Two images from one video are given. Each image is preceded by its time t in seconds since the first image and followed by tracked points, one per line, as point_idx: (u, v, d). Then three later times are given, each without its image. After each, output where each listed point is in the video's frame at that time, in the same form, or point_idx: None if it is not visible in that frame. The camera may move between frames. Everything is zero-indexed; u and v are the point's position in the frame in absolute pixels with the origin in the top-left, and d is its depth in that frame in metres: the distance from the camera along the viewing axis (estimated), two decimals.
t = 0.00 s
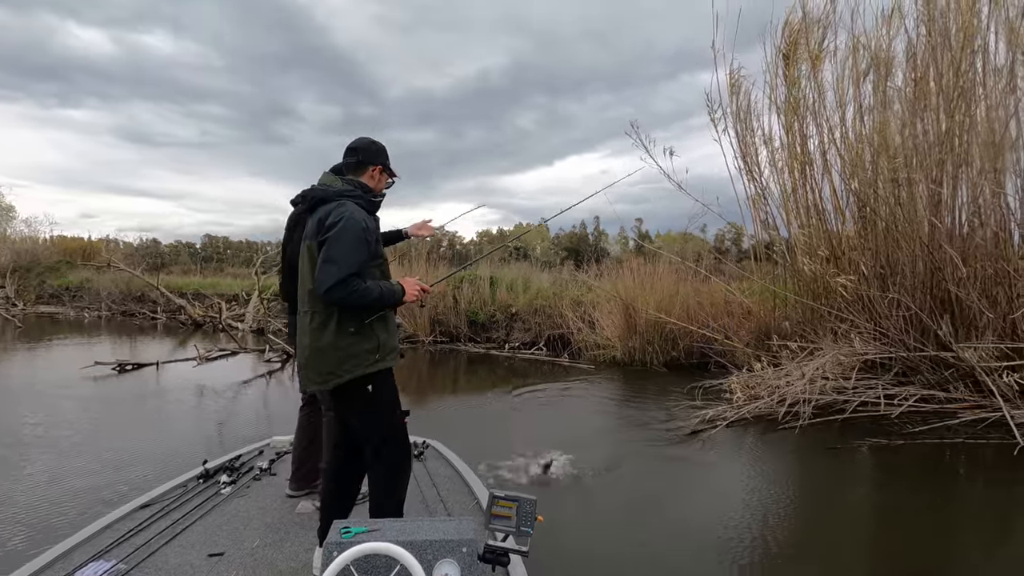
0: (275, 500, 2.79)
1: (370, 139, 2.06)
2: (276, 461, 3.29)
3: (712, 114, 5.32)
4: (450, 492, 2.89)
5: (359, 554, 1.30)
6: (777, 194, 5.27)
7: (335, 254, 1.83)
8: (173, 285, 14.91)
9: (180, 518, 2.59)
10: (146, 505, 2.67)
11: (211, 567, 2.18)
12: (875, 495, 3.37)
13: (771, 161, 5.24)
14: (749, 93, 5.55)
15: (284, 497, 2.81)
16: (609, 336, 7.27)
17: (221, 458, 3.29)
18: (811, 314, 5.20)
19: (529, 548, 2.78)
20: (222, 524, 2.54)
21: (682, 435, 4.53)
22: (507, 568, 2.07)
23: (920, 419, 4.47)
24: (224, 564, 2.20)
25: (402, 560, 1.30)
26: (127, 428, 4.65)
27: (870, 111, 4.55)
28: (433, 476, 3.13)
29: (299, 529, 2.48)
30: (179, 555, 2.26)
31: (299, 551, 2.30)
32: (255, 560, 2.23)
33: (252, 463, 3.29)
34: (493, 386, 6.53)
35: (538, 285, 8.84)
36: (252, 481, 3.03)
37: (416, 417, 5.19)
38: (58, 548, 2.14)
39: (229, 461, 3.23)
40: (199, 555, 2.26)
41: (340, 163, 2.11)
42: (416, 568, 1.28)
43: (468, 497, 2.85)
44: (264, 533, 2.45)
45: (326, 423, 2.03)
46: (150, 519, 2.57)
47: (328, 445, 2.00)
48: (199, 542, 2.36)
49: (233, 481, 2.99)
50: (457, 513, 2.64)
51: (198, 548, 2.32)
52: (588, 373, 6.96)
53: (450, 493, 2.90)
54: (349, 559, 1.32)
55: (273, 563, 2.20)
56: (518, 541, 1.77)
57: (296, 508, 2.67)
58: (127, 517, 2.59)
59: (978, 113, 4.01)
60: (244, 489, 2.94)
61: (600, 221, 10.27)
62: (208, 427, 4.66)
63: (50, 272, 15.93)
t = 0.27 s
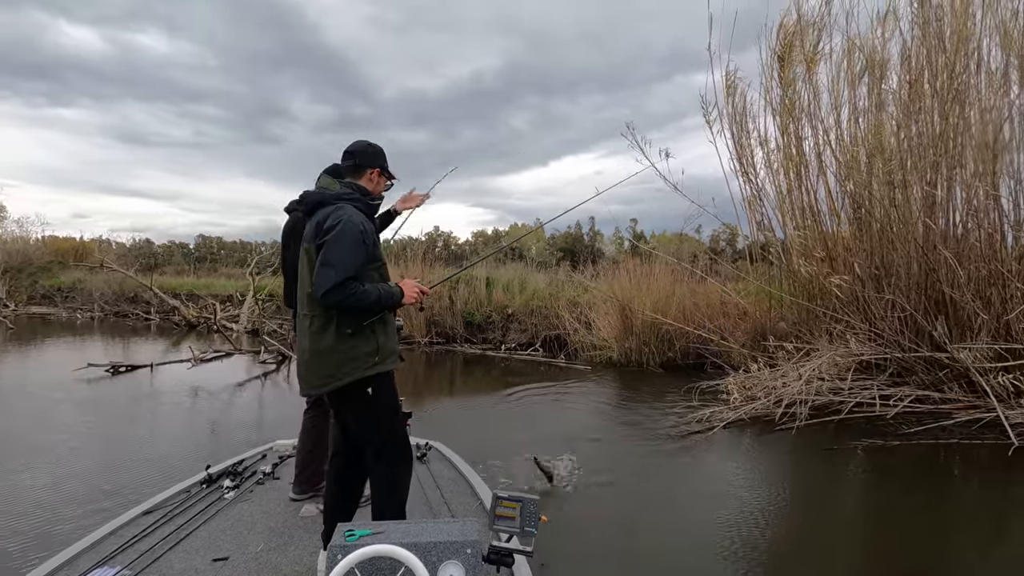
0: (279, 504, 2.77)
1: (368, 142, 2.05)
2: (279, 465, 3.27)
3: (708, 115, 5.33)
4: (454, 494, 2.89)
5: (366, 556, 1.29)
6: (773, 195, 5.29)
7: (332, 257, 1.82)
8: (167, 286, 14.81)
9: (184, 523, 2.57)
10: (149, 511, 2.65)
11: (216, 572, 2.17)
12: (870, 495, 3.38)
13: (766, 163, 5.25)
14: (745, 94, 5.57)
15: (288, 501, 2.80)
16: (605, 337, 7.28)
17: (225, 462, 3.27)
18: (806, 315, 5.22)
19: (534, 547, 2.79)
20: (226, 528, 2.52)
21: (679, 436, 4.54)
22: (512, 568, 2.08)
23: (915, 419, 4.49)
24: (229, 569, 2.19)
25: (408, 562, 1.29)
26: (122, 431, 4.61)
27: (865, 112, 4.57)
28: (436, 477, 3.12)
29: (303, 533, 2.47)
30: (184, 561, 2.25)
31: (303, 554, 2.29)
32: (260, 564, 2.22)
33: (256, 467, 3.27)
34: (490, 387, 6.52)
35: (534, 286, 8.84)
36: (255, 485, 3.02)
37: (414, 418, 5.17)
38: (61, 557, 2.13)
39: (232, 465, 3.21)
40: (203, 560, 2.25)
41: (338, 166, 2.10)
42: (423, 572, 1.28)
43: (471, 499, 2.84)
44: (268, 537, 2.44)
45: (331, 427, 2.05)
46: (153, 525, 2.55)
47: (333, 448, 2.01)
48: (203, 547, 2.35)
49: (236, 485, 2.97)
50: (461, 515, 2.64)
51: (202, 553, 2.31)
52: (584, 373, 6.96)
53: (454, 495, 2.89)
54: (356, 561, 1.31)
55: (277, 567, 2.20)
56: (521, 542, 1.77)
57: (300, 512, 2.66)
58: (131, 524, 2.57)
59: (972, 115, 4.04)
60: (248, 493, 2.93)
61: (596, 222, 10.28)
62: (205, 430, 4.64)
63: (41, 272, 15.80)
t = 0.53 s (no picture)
0: (278, 502, 2.76)
1: (361, 139, 2.03)
2: (277, 464, 3.26)
3: (701, 115, 5.34)
4: (452, 493, 2.88)
5: (363, 556, 1.28)
6: (766, 194, 5.31)
7: (323, 256, 1.80)
8: (158, 285, 14.71)
9: (182, 522, 2.56)
10: (147, 509, 2.64)
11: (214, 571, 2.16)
12: (863, 493, 3.39)
13: (759, 162, 5.26)
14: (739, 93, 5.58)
15: (287, 500, 2.78)
16: (599, 335, 7.28)
17: (223, 461, 3.25)
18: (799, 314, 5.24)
19: (532, 546, 2.79)
20: (225, 527, 2.51)
21: (674, 434, 4.54)
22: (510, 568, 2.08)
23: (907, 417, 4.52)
24: (226, 567, 2.18)
25: (405, 562, 1.28)
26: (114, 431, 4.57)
27: (858, 112, 4.59)
28: (435, 477, 3.11)
29: (302, 532, 2.45)
30: (182, 559, 2.24)
31: (301, 553, 2.28)
32: (257, 563, 2.21)
33: (254, 466, 3.25)
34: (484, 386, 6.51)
35: (528, 285, 8.85)
36: (254, 484, 3.00)
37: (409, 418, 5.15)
38: (59, 554, 2.13)
39: (231, 464, 3.19)
40: (201, 559, 2.24)
41: (331, 164, 2.08)
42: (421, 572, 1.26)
43: (470, 498, 2.84)
44: (266, 535, 2.42)
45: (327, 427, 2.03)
46: (152, 523, 2.54)
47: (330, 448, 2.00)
48: (202, 546, 2.34)
49: (235, 484, 2.95)
50: (459, 515, 2.63)
51: (200, 551, 2.30)
52: (578, 372, 6.97)
53: (452, 495, 2.88)
54: (353, 561, 1.30)
55: (275, 565, 2.19)
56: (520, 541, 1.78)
57: (298, 511, 2.64)
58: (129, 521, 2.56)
59: (963, 115, 4.06)
60: (247, 492, 2.91)
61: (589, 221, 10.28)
62: (198, 430, 4.60)
63: (30, 271, 15.65)
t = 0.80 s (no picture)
0: (275, 499, 2.74)
1: (360, 132, 2.01)
2: (275, 461, 3.24)
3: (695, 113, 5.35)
4: (449, 492, 2.87)
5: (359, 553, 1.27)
6: (759, 193, 5.33)
7: (323, 252, 1.79)
8: (151, 283, 14.61)
9: (179, 517, 2.55)
10: (144, 504, 2.62)
11: (209, 566, 2.14)
12: (855, 491, 3.40)
13: (753, 160, 5.27)
14: (733, 92, 5.59)
15: (283, 496, 2.76)
16: (594, 334, 7.29)
17: (220, 457, 3.24)
18: (792, 312, 5.26)
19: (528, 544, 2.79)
20: (221, 522, 2.50)
21: (668, 432, 4.55)
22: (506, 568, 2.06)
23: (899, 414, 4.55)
24: (223, 563, 2.17)
25: (401, 560, 1.28)
26: (106, 430, 4.53)
27: (851, 110, 4.61)
28: (432, 476, 3.10)
29: (298, 529, 2.44)
30: (178, 554, 2.22)
31: (298, 550, 2.27)
32: (253, 559, 2.19)
33: (251, 463, 3.24)
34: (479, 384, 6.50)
35: (523, 284, 8.84)
36: (251, 480, 2.99)
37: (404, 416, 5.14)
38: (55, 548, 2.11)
39: (228, 461, 3.18)
40: (197, 554, 2.22)
41: (330, 158, 2.06)
42: (416, 570, 1.25)
43: (467, 497, 2.83)
44: (262, 531, 2.41)
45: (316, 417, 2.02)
46: (148, 518, 2.53)
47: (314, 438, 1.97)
48: (198, 541, 2.33)
49: (232, 480, 2.94)
50: (456, 513, 2.62)
51: (197, 547, 2.28)
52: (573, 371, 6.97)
53: (449, 493, 2.87)
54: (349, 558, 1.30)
55: (271, 561, 2.17)
56: (516, 541, 1.77)
57: (294, 507, 2.62)
58: (125, 517, 2.55)
59: (955, 114, 4.08)
60: (243, 488, 2.90)
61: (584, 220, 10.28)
62: (192, 428, 4.58)
63: (20, 270, 15.52)
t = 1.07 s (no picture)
0: (275, 498, 2.73)
1: (368, 129, 2.00)
2: (275, 461, 3.23)
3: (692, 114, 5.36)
4: (449, 492, 2.86)
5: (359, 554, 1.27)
6: (755, 193, 5.34)
7: (333, 251, 1.78)
8: (146, 284, 14.55)
9: (179, 517, 2.53)
10: (144, 504, 2.61)
11: (210, 566, 2.13)
12: (852, 491, 3.40)
13: (750, 161, 5.28)
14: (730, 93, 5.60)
15: (284, 496, 2.75)
16: (591, 334, 7.29)
17: (220, 457, 3.22)
18: (788, 312, 5.27)
19: (529, 545, 2.79)
20: (221, 522, 2.49)
21: (666, 433, 4.55)
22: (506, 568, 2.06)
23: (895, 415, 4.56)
24: (223, 563, 2.15)
25: (402, 560, 1.27)
26: (101, 432, 4.50)
27: (847, 112, 4.62)
28: (432, 476, 3.08)
29: (299, 529, 2.43)
30: (178, 554, 2.21)
31: (298, 550, 2.26)
32: (253, 559, 2.18)
33: (251, 463, 3.22)
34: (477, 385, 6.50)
35: (520, 284, 8.83)
36: (251, 480, 2.98)
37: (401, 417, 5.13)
38: (56, 547, 2.09)
39: (228, 461, 3.17)
40: (197, 554, 2.21)
41: (338, 156, 2.05)
42: (417, 570, 1.25)
43: (466, 497, 2.82)
44: (262, 531, 2.40)
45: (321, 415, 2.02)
46: (148, 518, 2.51)
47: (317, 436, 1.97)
48: (198, 541, 2.31)
49: (232, 480, 2.93)
50: (456, 514, 2.61)
51: (197, 547, 2.27)
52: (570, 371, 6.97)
53: (449, 493, 2.86)
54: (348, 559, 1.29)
55: (271, 561, 2.16)
56: (516, 541, 1.76)
57: (295, 507, 2.61)
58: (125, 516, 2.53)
59: (951, 115, 4.10)
60: (243, 488, 2.88)
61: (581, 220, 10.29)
62: (188, 430, 4.56)
63: (14, 271, 15.44)
